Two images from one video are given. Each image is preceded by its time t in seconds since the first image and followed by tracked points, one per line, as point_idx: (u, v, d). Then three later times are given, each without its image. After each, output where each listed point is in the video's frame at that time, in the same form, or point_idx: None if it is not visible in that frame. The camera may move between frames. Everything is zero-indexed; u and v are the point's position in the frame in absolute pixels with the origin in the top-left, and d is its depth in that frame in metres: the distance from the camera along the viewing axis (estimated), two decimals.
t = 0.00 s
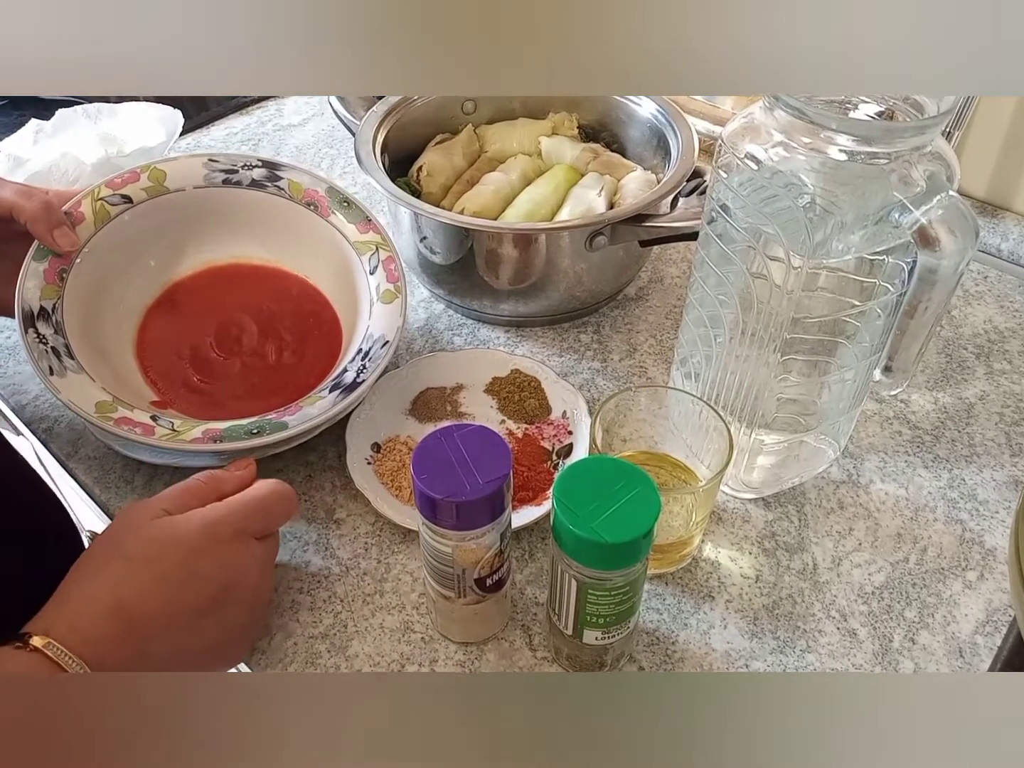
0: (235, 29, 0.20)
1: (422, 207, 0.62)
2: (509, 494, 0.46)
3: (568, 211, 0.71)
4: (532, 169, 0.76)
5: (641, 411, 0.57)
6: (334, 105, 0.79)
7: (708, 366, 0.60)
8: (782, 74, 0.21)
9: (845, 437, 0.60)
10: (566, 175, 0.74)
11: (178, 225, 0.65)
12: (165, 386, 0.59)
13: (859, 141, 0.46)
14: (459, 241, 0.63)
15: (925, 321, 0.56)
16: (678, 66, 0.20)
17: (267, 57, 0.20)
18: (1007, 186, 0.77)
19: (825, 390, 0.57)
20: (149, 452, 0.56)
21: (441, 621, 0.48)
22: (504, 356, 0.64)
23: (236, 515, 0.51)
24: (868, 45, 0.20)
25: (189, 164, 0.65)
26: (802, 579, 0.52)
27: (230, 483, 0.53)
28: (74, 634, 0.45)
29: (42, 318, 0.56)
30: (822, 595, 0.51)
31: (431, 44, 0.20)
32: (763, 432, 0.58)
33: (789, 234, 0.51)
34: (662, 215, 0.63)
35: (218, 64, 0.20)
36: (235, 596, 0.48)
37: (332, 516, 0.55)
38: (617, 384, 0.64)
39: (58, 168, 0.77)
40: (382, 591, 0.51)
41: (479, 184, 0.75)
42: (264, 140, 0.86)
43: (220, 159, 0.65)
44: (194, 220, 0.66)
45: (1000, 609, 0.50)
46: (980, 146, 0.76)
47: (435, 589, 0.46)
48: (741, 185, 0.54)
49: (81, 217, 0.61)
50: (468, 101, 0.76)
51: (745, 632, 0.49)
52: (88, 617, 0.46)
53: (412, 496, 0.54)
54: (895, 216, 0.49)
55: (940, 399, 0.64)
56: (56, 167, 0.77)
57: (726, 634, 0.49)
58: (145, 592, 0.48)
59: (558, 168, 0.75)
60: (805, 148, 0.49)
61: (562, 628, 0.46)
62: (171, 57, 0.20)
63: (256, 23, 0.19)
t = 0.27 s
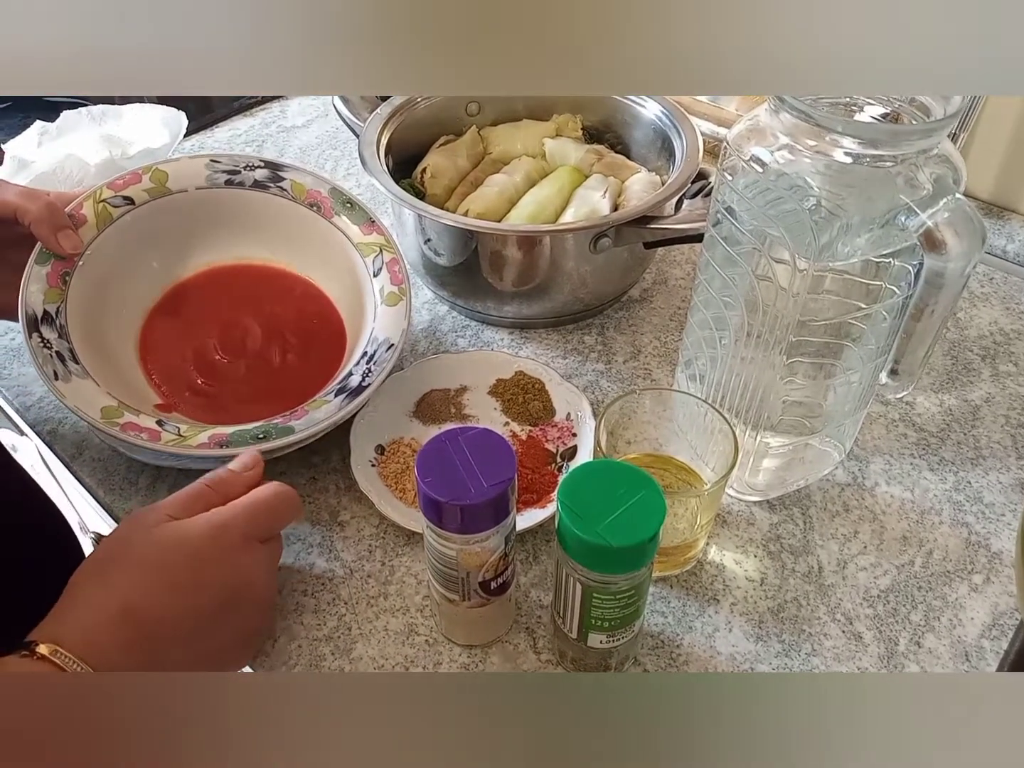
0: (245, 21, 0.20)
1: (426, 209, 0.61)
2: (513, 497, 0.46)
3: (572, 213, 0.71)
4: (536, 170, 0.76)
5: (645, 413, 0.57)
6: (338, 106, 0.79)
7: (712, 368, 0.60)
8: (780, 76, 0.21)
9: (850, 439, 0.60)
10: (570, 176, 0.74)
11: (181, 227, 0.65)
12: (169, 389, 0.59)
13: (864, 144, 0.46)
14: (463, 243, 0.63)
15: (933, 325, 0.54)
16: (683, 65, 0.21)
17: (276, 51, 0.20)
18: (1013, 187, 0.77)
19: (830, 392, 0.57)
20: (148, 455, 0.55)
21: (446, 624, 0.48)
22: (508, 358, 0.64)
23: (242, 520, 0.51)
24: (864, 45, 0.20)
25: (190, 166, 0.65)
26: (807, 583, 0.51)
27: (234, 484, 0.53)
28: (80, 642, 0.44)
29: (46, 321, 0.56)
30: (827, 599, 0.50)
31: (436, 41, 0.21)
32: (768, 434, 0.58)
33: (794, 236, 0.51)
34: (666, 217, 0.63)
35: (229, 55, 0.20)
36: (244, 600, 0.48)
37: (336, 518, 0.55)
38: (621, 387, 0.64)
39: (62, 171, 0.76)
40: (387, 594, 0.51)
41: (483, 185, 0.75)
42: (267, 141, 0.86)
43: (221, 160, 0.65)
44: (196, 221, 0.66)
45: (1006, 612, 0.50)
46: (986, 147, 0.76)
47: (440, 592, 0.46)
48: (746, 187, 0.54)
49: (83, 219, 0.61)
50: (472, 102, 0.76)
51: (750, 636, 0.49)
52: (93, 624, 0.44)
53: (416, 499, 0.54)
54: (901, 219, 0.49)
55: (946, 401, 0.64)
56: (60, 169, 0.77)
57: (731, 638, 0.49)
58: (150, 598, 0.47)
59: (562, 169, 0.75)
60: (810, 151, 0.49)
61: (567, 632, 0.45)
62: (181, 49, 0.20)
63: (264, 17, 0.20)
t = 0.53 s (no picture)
0: (245, 23, 0.20)
1: (425, 212, 0.61)
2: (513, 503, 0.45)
3: (572, 216, 0.71)
4: (536, 173, 0.76)
5: (645, 416, 0.56)
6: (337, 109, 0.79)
7: (713, 371, 0.60)
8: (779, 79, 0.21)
9: (851, 443, 0.60)
10: (570, 178, 0.74)
11: (179, 229, 0.65)
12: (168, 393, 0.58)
13: (865, 148, 0.46)
14: (463, 246, 0.63)
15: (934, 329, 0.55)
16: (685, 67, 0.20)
17: (277, 53, 0.20)
18: (1014, 189, 0.77)
19: (831, 396, 0.57)
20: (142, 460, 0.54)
21: (446, 629, 0.48)
22: (508, 361, 0.64)
23: (240, 519, 0.51)
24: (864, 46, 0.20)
25: (188, 167, 0.64)
26: (808, 587, 0.51)
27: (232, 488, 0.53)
28: (80, 646, 0.43)
29: (44, 327, 0.56)
30: (828, 603, 0.50)
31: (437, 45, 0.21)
32: (769, 438, 0.57)
33: (794, 239, 0.51)
34: (666, 220, 0.63)
35: (229, 59, 0.20)
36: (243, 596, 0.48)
37: (336, 523, 0.55)
38: (621, 390, 0.64)
39: (61, 173, 0.77)
40: (386, 599, 0.51)
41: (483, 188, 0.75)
42: (267, 143, 0.85)
43: (219, 161, 0.65)
44: (194, 225, 0.66)
45: (1008, 617, 0.50)
46: (987, 149, 0.76)
47: (439, 598, 0.46)
48: (746, 190, 0.53)
49: (80, 222, 0.61)
50: (472, 104, 0.76)
51: (751, 641, 0.49)
52: (95, 625, 0.43)
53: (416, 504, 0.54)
54: (902, 222, 0.49)
55: (947, 404, 0.63)
56: (60, 172, 0.77)
57: (732, 642, 0.49)
58: (150, 598, 0.46)
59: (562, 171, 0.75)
60: (810, 154, 0.49)
61: (567, 637, 0.45)
62: (181, 52, 0.20)
63: (264, 19, 0.20)
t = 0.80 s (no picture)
0: (249, 25, 0.20)
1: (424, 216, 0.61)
2: (512, 508, 0.45)
3: (570, 219, 0.71)
4: (534, 177, 0.76)
5: (645, 420, 0.56)
6: (335, 112, 0.79)
7: (711, 375, 0.60)
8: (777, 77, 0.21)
9: (850, 446, 0.60)
10: (569, 183, 0.74)
11: (177, 234, 0.65)
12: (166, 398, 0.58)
13: (863, 151, 0.46)
14: (461, 250, 0.63)
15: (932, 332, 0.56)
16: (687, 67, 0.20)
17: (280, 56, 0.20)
18: (1012, 191, 0.77)
19: (830, 399, 0.57)
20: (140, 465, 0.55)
21: (444, 634, 0.48)
22: (506, 364, 0.64)
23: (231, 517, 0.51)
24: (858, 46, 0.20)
25: (185, 170, 0.64)
26: (807, 591, 0.51)
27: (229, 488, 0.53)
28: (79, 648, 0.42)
29: (41, 333, 0.56)
30: (827, 607, 0.50)
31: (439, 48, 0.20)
32: (768, 442, 0.58)
33: (792, 243, 0.50)
34: (664, 223, 0.63)
35: (231, 62, 0.20)
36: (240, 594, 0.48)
37: (334, 527, 0.55)
38: (620, 393, 0.64)
39: (60, 178, 0.77)
40: (385, 603, 0.51)
41: (481, 192, 0.75)
42: (265, 147, 0.86)
43: (216, 165, 0.64)
44: (192, 229, 0.66)
45: (1007, 620, 0.49)
46: (985, 152, 0.76)
47: (438, 603, 0.46)
48: (744, 194, 0.53)
49: (77, 228, 0.61)
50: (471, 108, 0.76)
51: (749, 645, 0.49)
52: (91, 628, 0.44)
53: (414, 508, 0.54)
54: (900, 226, 0.49)
55: (945, 407, 0.63)
56: (58, 175, 0.78)
57: (731, 646, 0.49)
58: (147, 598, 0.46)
59: (560, 176, 0.75)
60: (808, 158, 0.49)
61: (566, 642, 0.45)
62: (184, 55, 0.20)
63: (267, 21, 0.20)
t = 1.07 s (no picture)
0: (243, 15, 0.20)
1: (419, 211, 0.61)
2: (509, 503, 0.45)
3: (567, 213, 0.70)
4: (532, 171, 0.76)
5: (642, 414, 0.56)
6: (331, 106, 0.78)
7: (709, 369, 0.60)
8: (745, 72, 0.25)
9: (848, 440, 0.60)
10: (565, 177, 0.74)
11: (171, 231, 0.65)
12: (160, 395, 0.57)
13: (863, 144, 0.46)
14: (457, 244, 0.63)
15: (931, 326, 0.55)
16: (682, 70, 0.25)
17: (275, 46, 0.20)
18: (1011, 185, 0.76)
19: (828, 393, 0.57)
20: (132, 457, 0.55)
21: (441, 629, 0.48)
22: (503, 359, 0.63)
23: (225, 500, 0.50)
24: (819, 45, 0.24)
25: (179, 166, 0.65)
26: (805, 586, 0.51)
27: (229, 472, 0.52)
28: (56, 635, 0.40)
29: (34, 330, 0.56)
30: (825, 602, 0.50)
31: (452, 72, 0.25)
32: (766, 436, 0.58)
33: (790, 235, 0.51)
34: (662, 217, 0.63)
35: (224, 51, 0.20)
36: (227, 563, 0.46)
37: (331, 523, 0.54)
38: (617, 388, 0.64)
39: (54, 171, 0.78)
40: (382, 599, 0.50)
41: (478, 186, 0.75)
42: (261, 142, 0.84)
43: (210, 159, 0.65)
44: (188, 225, 0.65)
45: (1006, 615, 0.48)
46: (984, 145, 0.76)
47: (435, 599, 0.46)
48: (743, 186, 0.53)
49: (71, 223, 0.60)
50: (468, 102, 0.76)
51: (748, 640, 0.48)
52: (72, 616, 0.42)
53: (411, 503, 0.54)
54: (899, 219, 0.49)
55: (944, 402, 0.63)
56: (52, 171, 0.78)
57: (729, 641, 0.48)
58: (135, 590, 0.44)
59: (557, 170, 0.75)
60: (807, 151, 0.49)
61: (563, 637, 0.45)
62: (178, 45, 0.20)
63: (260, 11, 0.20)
